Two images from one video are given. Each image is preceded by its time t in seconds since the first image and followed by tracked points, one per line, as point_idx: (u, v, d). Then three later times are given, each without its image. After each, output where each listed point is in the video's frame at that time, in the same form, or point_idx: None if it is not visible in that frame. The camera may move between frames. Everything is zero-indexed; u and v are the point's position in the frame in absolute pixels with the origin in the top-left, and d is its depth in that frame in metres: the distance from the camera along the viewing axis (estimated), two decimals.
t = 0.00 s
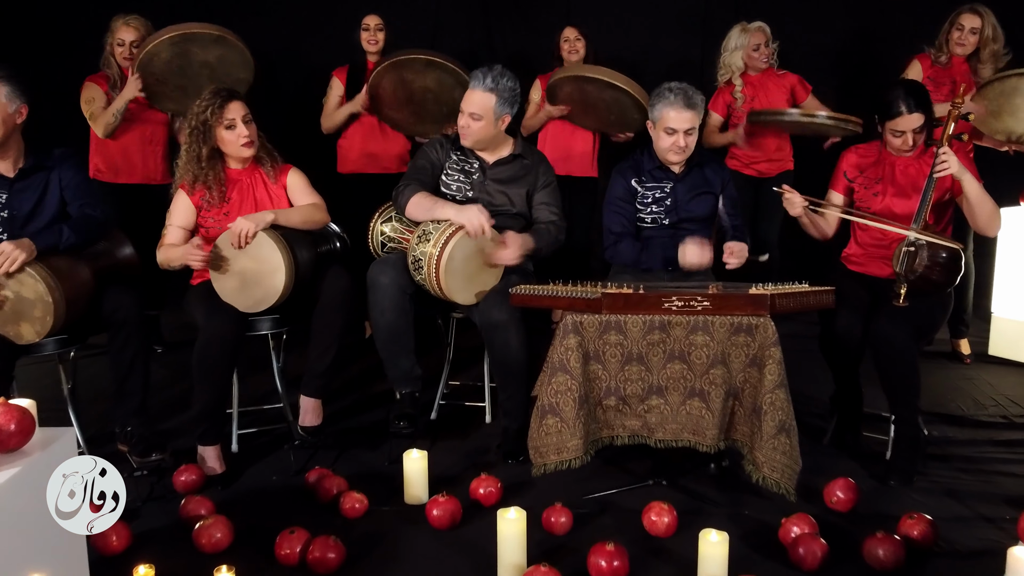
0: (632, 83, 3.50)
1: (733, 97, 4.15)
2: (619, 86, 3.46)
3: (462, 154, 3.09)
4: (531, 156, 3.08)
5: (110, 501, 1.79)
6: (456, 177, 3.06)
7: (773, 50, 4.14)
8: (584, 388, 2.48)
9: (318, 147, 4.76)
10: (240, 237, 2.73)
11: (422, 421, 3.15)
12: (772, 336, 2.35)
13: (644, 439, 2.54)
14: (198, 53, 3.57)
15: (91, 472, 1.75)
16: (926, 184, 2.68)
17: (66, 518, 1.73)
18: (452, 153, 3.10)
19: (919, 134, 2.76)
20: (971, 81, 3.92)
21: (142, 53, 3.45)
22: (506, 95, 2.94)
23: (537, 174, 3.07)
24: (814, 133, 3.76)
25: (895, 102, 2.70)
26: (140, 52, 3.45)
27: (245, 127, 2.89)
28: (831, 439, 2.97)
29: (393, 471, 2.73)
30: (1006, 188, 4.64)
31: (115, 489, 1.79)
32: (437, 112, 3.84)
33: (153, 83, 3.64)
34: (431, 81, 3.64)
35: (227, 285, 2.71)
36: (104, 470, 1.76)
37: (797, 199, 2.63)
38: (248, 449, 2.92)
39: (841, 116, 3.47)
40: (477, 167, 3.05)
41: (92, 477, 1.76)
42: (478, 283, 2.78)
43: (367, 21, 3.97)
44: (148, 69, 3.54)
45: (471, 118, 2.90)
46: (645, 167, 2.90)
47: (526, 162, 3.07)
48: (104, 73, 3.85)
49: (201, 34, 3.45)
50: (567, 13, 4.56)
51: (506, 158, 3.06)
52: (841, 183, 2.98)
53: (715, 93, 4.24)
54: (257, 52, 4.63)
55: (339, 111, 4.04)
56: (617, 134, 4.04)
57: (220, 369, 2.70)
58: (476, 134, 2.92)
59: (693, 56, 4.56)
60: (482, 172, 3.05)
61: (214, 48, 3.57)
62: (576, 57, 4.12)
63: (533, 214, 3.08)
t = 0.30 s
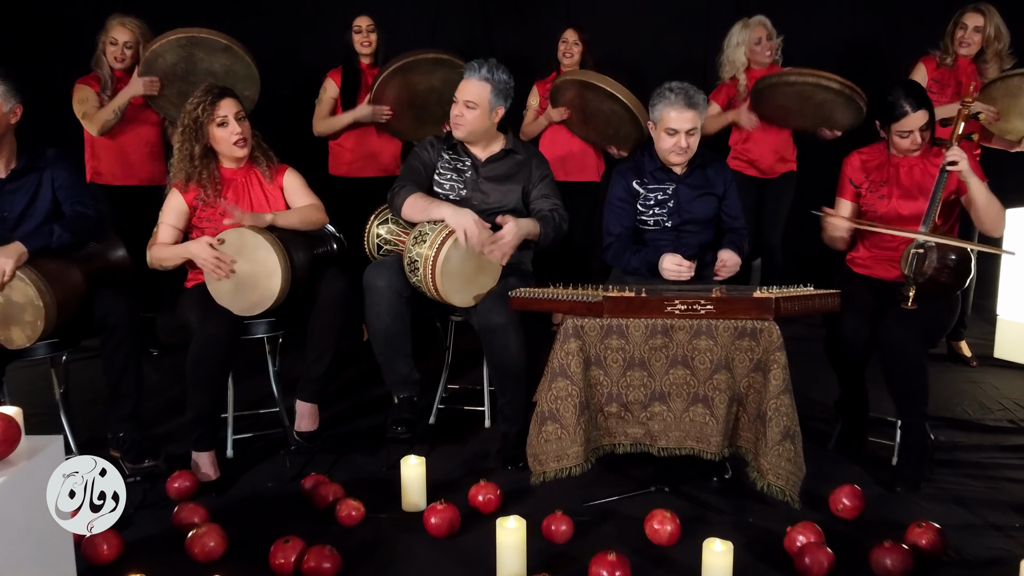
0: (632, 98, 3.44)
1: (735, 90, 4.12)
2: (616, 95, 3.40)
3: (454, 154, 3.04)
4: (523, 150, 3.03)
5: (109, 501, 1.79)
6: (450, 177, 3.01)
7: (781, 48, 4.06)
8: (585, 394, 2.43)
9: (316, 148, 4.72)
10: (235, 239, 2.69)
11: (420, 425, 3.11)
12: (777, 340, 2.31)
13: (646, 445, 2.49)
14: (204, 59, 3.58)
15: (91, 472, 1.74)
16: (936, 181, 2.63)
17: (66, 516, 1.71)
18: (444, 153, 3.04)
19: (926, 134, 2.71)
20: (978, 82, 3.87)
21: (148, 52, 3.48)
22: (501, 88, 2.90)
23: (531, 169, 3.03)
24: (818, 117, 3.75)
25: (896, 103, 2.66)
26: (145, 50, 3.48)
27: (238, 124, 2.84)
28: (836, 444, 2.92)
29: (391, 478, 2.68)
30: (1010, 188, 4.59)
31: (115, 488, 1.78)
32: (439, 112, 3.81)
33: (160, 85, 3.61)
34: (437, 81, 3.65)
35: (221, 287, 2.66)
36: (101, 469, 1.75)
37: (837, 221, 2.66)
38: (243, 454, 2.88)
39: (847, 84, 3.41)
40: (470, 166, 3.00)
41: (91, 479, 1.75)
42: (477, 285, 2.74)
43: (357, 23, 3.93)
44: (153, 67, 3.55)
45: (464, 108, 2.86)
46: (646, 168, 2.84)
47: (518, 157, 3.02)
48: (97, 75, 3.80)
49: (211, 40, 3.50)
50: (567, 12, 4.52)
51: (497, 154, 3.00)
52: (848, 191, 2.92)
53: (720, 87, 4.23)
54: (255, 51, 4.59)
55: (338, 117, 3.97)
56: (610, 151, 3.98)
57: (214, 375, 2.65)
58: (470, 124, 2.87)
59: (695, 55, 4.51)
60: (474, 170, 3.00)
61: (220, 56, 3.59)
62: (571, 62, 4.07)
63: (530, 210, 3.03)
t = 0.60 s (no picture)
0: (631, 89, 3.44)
1: (743, 83, 4.08)
2: (616, 83, 3.41)
3: (446, 155, 2.99)
4: (517, 150, 2.98)
5: (109, 502, 2.07)
6: (443, 178, 2.97)
7: (797, 49, 3.96)
8: (586, 400, 2.38)
9: (313, 149, 4.67)
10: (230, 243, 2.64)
11: (417, 430, 3.06)
12: (781, 345, 2.26)
13: (647, 451, 2.44)
14: (197, 56, 3.56)
15: (91, 472, 2.02)
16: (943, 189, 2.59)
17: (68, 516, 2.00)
18: (436, 155, 3.00)
19: (926, 135, 2.66)
20: (982, 75, 3.82)
21: (139, 56, 3.41)
22: (489, 89, 2.84)
23: (525, 168, 2.97)
24: (818, 125, 3.72)
25: (897, 104, 2.61)
26: (135, 55, 3.40)
27: (231, 125, 2.79)
28: (840, 449, 2.87)
29: (388, 484, 2.64)
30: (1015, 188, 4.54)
31: (113, 489, 2.07)
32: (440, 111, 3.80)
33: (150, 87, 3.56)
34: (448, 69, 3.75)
35: (215, 291, 2.61)
36: (100, 469, 2.03)
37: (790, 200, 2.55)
38: (237, 460, 2.83)
39: (854, 95, 3.34)
40: (462, 167, 2.96)
41: (90, 478, 2.03)
42: (475, 288, 2.69)
43: (348, 20, 3.88)
44: (144, 70, 3.46)
45: (459, 118, 2.80)
46: (645, 172, 2.79)
47: (511, 157, 2.97)
48: (94, 72, 3.76)
49: (202, 37, 3.50)
50: (567, 10, 4.47)
51: (490, 154, 2.95)
52: (849, 188, 2.89)
53: (729, 78, 4.17)
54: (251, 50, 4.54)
55: (347, 110, 3.90)
56: (609, 146, 3.92)
57: (208, 380, 2.60)
58: (466, 134, 2.82)
59: (696, 54, 4.46)
60: (467, 171, 2.95)
61: (212, 51, 3.59)
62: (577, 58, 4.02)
63: (525, 211, 2.98)
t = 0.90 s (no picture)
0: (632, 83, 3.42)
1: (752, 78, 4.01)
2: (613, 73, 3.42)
3: (446, 155, 2.94)
4: (517, 149, 2.93)
5: (108, 503, 2.14)
6: (442, 179, 2.92)
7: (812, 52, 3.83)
8: (587, 404, 2.33)
9: (311, 150, 4.62)
10: (223, 244, 2.59)
11: (415, 436, 3.01)
12: (786, 350, 2.21)
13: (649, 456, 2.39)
14: (200, 64, 3.53)
15: (91, 472, 2.12)
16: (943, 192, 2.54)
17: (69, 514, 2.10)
18: (436, 155, 2.95)
19: (921, 137, 2.61)
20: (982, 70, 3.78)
21: (143, 65, 3.36)
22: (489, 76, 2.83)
23: (525, 168, 2.93)
24: (820, 129, 3.68)
25: (893, 103, 2.58)
26: (139, 65, 3.36)
27: (223, 116, 2.76)
28: (845, 455, 2.83)
29: (384, 492, 2.58)
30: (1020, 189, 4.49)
31: (114, 489, 2.15)
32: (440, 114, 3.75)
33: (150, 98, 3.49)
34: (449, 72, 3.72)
35: (209, 294, 2.57)
36: (100, 470, 2.13)
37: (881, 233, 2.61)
38: (232, 466, 2.78)
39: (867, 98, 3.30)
40: (463, 167, 2.90)
41: (91, 478, 2.12)
42: (471, 292, 2.64)
43: (345, 24, 3.82)
44: (146, 79, 3.43)
45: (485, 106, 2.75)
46: (645, 173, 2.75)
47: (511, 157, 2.92)
48: (89, 73, 3.69)
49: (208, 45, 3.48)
50: (567, 9, 4.42)
51: (490, 153, 2.90)
52: (859, 194, 2.79)
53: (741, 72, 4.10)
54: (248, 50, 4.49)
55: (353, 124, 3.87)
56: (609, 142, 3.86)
57: (201, 385, 2.55)
58: (496, 119, 2.78)
59: (698, 54, 4.41)
60: (467, 172, 2.90)
61: (215, 60, 3.58)
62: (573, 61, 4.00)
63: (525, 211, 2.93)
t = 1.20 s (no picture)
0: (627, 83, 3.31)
1: (758, 75, 3.97)
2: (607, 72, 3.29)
3: (450, 159, 2.88)
4: (521, 152, 2.89)
5: (108, 504, 2.12)
6: (445, 184, 2.86)
7: (820, 49, 3.80)
8: (588, 410, 2.28)
9: (309, 150, 4.57)
10: (215, 244, 2.53)
11: (413, 441, 2.96)
12: (790, 355, 2.15)
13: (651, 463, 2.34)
14: (200, 71, 3.48)
15: (91, 472, 2.11)
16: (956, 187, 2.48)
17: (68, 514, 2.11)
18: (439, 159, 2.89)
19: (937, 136, 2.56)
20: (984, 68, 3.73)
21: (145, 75, 3.29)
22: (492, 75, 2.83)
23: (530, 171, 2.88)
24: (824, 127, 3.63)
25: (912, 100, 2.50)
26: (140, 75, 3.28)
27: (219, 116, 2.71)
28: (851, 461, 2.77)
29: (381, 499, 2.53)
30: None
31: (114, 489, 2.13)
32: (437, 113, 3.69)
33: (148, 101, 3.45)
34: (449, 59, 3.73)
35: (201, 298, 2.52)
36: (99, 471, 2.12)
37: (838, 224, 2.51)
38: (226, 473, 2.73)
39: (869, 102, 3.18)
40: (467, 171, 2.85)
41: (91, 478, 2.12)
42: (472, 295, 2.56)
43: (345, 22, 3.77)
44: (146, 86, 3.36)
45: (501, 101, 2.73)
46: (650, 172, 2.70)
47: (516, 159, 2.88)
48: (83, 80, 3.65)
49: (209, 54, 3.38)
50: (568, 8, 4.37)
51: (496, 155, 2.87)
52: (861, 192, 2.78)
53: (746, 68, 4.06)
54: (244, 49, 4.44)
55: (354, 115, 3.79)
56: (607, 137, 3.84)
57: (193, 390, 2.50)
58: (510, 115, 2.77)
59: (700, 53, 4.36)
60: (473, 176, 2.85)
61: (215, 65, 3.51)
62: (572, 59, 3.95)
63: (529, 217, 2.89)
